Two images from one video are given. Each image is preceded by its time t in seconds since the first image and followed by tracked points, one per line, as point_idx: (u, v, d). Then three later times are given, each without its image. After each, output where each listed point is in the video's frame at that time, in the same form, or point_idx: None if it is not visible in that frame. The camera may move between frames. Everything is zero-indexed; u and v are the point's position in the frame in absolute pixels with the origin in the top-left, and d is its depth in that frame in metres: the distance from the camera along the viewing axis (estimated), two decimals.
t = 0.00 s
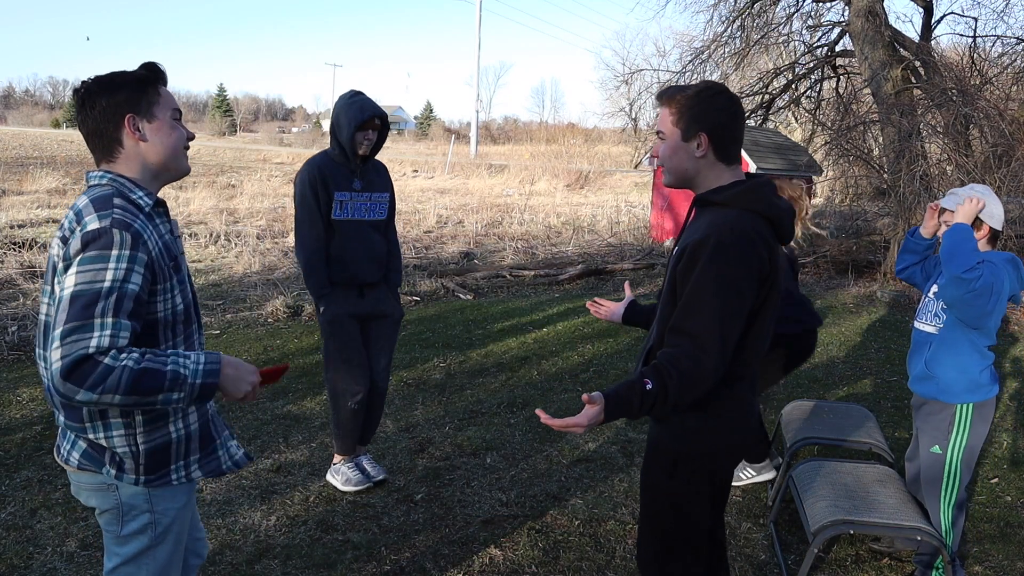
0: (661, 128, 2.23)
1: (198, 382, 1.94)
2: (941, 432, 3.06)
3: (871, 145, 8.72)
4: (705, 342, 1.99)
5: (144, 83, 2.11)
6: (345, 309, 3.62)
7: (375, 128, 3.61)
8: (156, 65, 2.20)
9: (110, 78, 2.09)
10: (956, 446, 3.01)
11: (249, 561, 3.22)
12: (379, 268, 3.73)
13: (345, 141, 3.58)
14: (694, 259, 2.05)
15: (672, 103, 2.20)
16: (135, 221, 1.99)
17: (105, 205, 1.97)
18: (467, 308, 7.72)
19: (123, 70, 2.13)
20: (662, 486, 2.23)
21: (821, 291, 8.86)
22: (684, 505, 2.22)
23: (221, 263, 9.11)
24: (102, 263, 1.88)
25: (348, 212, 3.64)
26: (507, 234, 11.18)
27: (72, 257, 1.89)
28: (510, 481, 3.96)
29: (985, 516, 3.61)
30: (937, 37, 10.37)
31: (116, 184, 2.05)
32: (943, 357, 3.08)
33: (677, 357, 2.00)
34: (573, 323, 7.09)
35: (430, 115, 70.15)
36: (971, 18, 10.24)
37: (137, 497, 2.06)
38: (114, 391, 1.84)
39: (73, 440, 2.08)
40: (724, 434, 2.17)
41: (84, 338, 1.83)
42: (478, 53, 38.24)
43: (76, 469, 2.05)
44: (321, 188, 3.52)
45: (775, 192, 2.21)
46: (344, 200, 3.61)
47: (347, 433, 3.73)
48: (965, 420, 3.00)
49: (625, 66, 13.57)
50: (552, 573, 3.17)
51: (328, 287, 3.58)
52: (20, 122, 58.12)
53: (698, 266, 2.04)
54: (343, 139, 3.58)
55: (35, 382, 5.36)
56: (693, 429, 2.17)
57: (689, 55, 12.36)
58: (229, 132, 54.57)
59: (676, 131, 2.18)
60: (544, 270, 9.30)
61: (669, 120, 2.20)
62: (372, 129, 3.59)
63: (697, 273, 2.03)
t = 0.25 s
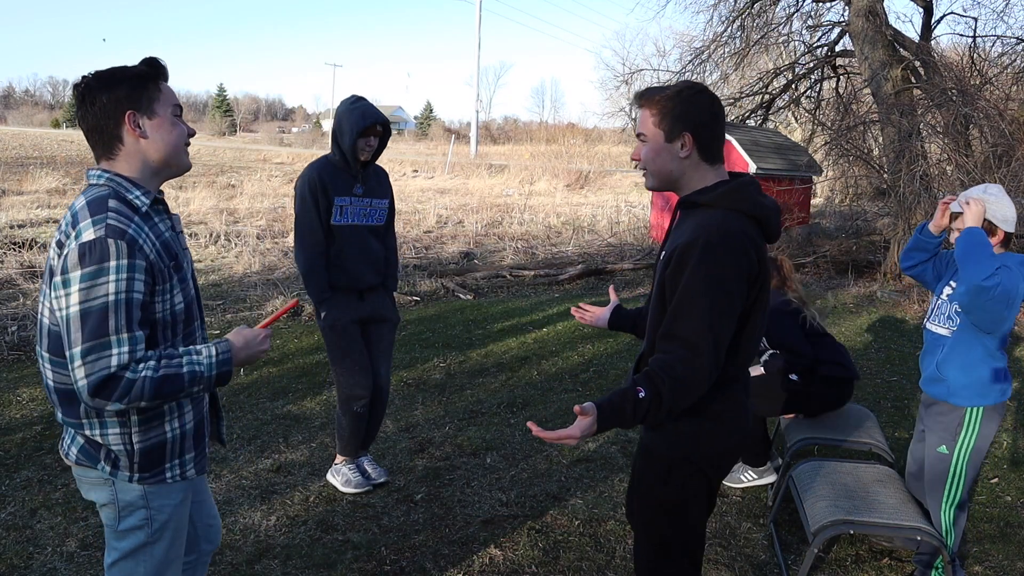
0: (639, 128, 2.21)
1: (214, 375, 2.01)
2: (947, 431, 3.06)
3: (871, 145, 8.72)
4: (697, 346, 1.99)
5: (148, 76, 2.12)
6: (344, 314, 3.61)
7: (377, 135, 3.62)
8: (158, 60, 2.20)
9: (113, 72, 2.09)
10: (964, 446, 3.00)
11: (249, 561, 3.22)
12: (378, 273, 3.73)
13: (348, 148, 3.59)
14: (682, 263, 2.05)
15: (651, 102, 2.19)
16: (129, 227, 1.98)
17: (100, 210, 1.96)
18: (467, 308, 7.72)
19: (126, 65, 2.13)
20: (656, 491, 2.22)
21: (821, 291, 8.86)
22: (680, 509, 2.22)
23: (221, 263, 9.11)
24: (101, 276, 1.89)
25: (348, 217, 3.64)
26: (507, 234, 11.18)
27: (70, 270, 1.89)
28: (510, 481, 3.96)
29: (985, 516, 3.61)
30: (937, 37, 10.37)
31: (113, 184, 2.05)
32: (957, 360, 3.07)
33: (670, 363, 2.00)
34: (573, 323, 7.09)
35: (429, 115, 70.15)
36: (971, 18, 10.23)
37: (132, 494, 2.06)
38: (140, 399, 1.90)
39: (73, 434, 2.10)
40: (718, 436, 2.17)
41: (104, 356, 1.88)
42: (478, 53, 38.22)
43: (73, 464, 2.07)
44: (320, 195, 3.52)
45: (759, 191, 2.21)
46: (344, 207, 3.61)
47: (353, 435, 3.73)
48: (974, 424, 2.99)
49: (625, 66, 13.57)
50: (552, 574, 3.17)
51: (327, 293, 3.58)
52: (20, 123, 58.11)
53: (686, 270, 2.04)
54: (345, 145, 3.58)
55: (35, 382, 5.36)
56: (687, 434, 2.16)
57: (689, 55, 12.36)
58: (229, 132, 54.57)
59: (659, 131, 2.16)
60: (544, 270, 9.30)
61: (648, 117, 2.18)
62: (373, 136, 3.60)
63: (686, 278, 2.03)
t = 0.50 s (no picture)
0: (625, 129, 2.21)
1: (229, 366, 2.13)
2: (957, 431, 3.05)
3: (871, 145, 8.72)
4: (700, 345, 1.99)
5: (140, 81, 2.09)
6: (336, 314, 3.61)
7: (380, 133, 3.62)
8: (146, 57, 2.14)
9: (102, 82, 2.07)
10: (970, 446, 3.01)
11: (249, 561, 3.22)
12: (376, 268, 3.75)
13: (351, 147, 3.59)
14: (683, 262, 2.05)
15: (637, 104, 2.18)
16: (138, 233, 2.00)
17: (108, 218, 1.98)
18: (467, 308, 7.72)
19: (116, 71, 2.10)
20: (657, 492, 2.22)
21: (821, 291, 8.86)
22: (677, 509, 2.22)
23: (221, 263, 9.11)
24: (116, 283, 1.92)
25: (351, 213, 3.62)
26: (507, 234, 11.18)
27: (86, 280, 1.92)
28: (510, 481, 3.96)
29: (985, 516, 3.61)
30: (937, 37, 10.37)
31: (120, 192, 2.07)
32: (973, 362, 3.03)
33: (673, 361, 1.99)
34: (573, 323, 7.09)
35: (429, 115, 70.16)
36: (971, 18, 10.24)
37: (149, 483, 2.10)
38: (171, 395, 1.99)
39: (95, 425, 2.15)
40: (716, 435, 2.18)
41: (130, 359, 1.93)
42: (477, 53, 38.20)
43: (95, 455, 2.13)
44: (325, 196, 3.52)
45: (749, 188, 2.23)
46: (349, 203, 3.60)
47: (340, 433, 3.75)
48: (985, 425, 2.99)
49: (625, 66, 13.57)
50: (552, 574, 3.17)
51: (322, 290, 3.59)
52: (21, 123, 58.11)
53: (687, 269, 2.03)
54: (348, 143, 3.58)
55: (35, 382, 5.36)
56: (688, 434, 2.16)
57: (689, 55, 12.36)
58: (229, 132, 54.57)
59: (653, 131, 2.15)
60: (544, 270, 9.30)
61: (641, 116, 2.17)
62: (377, 135, 3.60)
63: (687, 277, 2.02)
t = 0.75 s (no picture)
0: (612, 131, 2.21)
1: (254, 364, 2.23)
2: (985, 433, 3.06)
3: (871, 145, 8.71)
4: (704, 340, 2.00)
5: (155, 108, 2.17)
6: (336, 318, 3.62)
7: (384, 143, 3.63)
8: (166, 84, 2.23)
9: (121, 108, 2.17)
10: (1000, 445, 3.04)
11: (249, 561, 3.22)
12: (377, 275, 3.75)
13: (354, 155, 3.59)
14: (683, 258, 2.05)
15: (622, 107, 2.18)
16: (159, 248, 2.07)
17: (131, 237, 2.07)
18: (467, 308, 7.72)
19: (137, 97, 2.20)
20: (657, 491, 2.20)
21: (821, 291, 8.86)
22: (674, 506, 2.23)
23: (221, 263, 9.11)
24: (145, 298, 2.03)
25: (352, 224, 3.62)
26: (507, 234, 11.18)
27: (119, 298, 2.04)
28: (510, 481, 3.96)
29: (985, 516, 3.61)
30: (937, 37, 10.37)
31: (141, 210, 2.14)
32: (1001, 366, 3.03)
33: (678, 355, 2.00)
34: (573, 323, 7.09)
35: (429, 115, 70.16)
36: (971, 18, 10.24)
37: (190, 474, 2.21)
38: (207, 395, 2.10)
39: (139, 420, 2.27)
40: (710, 430, 2.20)
41: (167, 364, 2.04)
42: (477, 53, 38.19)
43: (140, 448, 2.23)
44: (326, 204, 3.52)
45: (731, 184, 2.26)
46: (350, 213, 3.60)
47: (344, 433, 3.74)
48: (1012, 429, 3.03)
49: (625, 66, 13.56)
50: (552, 574, 3.17)
51: (321, 295, 3.60)
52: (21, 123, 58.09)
53: (686, 265, 2.04)
54: (352, 151, 3.58)
55: (35, 382, 5.36)
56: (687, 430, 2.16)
57: (689, 55, 12.35)
58: (229, 132, 54.56)
59: (640, 134, 2.16)
60: (544, 270, 9.30)
61: (629, 120, 2.16)
62: (381, 144, 3.61)
63: (688, 273, 2.03)
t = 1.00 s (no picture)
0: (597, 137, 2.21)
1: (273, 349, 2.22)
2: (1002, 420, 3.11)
3: (871, 145, 8.70)
4: (700, 334, 2.03)
5: (201, 105, 2.20)
6: (350, 311, 3.61)
7: (385, 142, 3.64)
8: (217, 85, 2.27)
9: (171, 104, 2.22)
10: None
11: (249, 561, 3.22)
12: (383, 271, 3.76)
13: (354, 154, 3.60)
14: (673, 254, 2.07)
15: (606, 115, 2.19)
16: (199, 227, 2.11)
17: (174, 215, 2.11)
18: (467, 308, 7.73)
19: (185, 95, 2.23)
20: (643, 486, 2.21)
21: (821, 291, 8.86)
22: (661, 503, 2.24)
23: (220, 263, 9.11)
24: (183, 269, 2.05)
25: (354, 220, 3.64)
26: (507, 234, 11.18)
27: (158, 269, 2.06)
28: (510, 481, 3.96)
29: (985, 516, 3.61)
30: (937, 37, 10.37)
31: (186, 196, 2.18)
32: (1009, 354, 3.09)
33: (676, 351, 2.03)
34: (573, 323, 7.09)
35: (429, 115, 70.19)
36: (971, 18, 10.26)
37: (215, 452, 2.22)
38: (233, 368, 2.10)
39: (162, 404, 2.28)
40: (695, 421, 2.25)
41: (197, 334, 2.05)
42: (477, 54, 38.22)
43: (163, 432, 2.25)
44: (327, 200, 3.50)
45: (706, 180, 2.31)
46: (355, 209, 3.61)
47: (355, 431, 3.74)
48: None
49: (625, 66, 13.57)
50: (552, 573, 3.17)
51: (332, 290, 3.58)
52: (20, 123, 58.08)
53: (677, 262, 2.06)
54: (354, 149, 3.58)
55: (35, 382, 5.36)
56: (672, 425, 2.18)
57: (689, 55, 12.35)
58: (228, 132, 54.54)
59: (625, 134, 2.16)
60: (544, 270, 9.31)
61: (613, 122, 2.17)
62: (382, 143, 3.61)
63: (680, 269, 2.05)
